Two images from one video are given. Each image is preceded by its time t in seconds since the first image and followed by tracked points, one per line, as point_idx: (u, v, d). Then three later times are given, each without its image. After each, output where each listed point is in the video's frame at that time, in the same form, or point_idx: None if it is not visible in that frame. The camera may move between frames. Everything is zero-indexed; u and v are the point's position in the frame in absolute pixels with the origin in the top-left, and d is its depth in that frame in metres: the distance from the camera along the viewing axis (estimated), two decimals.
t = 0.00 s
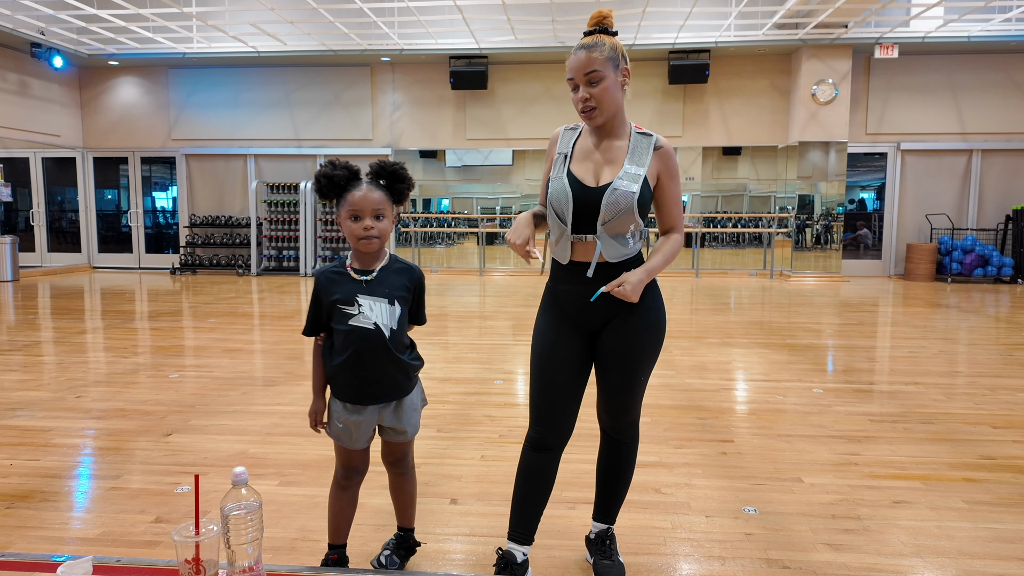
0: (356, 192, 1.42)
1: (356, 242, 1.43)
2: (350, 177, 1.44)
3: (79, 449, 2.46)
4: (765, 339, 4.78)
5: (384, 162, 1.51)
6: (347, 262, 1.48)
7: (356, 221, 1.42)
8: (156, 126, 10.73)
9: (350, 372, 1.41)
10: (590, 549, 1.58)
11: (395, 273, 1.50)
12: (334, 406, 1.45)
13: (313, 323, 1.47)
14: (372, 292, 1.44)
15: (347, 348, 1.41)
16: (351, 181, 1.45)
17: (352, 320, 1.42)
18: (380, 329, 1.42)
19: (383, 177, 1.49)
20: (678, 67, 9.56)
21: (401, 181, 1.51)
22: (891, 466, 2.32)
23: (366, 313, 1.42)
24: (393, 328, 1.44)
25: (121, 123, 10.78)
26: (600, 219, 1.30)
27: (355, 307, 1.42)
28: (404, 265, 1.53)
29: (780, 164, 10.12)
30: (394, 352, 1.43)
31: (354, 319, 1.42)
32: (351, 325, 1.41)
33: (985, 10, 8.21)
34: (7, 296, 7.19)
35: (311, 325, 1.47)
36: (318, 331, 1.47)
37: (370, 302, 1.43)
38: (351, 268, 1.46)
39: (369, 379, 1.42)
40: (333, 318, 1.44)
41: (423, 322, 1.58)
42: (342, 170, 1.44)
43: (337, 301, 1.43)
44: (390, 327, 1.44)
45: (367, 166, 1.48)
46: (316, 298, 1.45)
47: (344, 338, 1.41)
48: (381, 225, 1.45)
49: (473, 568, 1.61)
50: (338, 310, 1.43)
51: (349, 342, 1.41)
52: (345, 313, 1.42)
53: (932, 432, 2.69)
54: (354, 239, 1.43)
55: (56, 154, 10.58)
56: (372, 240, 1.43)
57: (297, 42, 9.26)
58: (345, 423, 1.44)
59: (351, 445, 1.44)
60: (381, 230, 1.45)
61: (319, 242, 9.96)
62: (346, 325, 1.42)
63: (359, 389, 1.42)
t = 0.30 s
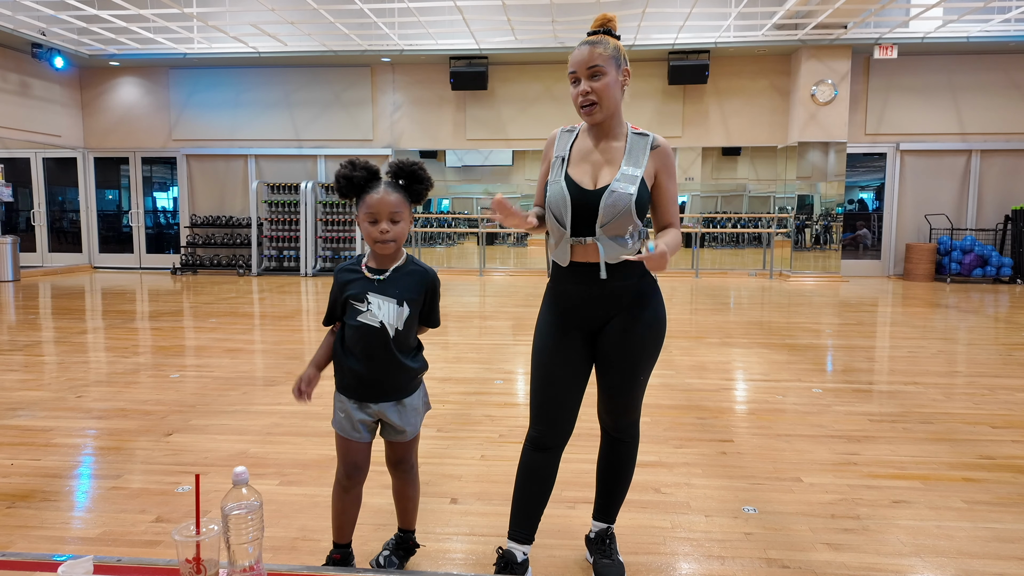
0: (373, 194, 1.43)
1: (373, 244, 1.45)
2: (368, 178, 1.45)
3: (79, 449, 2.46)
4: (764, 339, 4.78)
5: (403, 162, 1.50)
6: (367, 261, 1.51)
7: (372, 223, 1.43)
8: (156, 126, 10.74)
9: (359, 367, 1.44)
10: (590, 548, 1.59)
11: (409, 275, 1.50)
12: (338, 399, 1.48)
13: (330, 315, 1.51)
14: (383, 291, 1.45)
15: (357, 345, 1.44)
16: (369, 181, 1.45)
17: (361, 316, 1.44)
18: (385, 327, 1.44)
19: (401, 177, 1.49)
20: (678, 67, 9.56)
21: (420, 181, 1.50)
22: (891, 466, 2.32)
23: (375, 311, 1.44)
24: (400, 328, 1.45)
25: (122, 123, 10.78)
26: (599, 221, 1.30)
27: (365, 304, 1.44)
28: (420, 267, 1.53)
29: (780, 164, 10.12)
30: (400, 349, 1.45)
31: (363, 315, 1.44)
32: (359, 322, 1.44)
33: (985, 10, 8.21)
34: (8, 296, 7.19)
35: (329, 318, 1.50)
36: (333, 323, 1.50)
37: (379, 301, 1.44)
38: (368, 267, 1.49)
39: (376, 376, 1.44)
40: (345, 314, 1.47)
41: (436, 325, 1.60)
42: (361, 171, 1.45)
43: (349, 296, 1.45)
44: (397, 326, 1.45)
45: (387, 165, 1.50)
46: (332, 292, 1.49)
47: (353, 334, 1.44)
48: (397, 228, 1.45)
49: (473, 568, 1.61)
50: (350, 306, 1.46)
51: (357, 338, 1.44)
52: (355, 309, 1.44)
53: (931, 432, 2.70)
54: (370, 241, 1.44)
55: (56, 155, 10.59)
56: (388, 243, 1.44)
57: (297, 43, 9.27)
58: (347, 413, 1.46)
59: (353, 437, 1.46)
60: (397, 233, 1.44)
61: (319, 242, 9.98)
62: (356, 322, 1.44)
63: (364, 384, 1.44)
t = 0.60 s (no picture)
0: (386, 200, 1.42)
1: (380, 249, 1.45)
2: (384, 182, 1.45)
3: (79, 449, 2.46)
4: (764, 339, 4.78)
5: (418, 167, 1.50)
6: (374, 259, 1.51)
7: (381, 228, 1.43)
8: (156, 126, 10.74)
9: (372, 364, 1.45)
10: (590, 548, 1.59)
11: (416, 278, 1.51)
12: (342, 396, 1.48)
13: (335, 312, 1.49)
14: (394, 290, 1.47)
15: (365, 343, 1.44)
16: (384, 185, 1.45)
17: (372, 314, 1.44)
18: (396, 326, 1.45)
19: (415, 184, 1.49)
20: (678, 67, 9.56)
21: (433, 190, 1.51)
22: (891, 466, 2.32)
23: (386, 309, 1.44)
24: (408, 328, 1.47)
25: (122, 123, 10.78)
26: (592, 224, 1.30)
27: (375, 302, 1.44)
28: (430, 271, 1.54)
29: (780, 164, 10.11)
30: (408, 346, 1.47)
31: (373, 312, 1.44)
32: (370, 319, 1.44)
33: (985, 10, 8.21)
34: (8, 296, 7.19)
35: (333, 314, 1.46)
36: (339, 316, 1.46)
37: (391, 299, 1.45)
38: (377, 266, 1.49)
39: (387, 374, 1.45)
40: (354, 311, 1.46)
41: (438, 326, 1.61)
42: (377, 173, 1.46)
43: (360, 294, 1.45)
44: (406, 325, 1.47)
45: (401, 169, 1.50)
46: (339, 288, 1.48)
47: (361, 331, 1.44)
48: (405, 237, 1.44)
49: (473, 568, 1.62)
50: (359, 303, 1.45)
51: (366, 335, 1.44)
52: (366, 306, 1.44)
53: (931, 432, 2.70)
54: (377, 246, 1.44)
55: (56, 155, 10.60)
56: (393, 250, 1.44)
57: (297, 43, 9.27)
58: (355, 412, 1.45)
59: (355, 436, 1.45)
60: (405, 241, 1.44)
61: (319, 242, 9.99)
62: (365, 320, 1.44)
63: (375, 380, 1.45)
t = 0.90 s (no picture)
0: (385, 214, 1.40)
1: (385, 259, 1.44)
2: (379, 195, 1.42)
3: (78, 449, 2.46)
4: (765, 339, 4.78)
5: (410, 175, 1.47)
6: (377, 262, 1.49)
7: (383, 242, 1.41)
8: (156, 126, 10.74)
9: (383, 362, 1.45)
10: (590, 549, 1.58)
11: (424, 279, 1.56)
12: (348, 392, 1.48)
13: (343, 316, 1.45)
14: (408, 294, 1.50)
15: (381, 344, 1.45)
16: (380, 199, 1.42)
17: (390, 317, 1.46)
18: (415, 327, 1.49)
19: (410, 192, 1.46)
20: (678, 67, 9.56)
21: (427, 196, 1.48)
22: (891, 466, 2.32)
23: (404, 311, 1.48)
24: (421, 331, 1.52)
25: (122, 123, 10.78)
26: (598, 227, 1.29)
27: (393, 306, 1.46)
28: (431, 270, 1.59)
29: (780, 164, 10.11)
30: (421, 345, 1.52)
31: (393, 315, 1.46)
32: (389, 322, 1.45)
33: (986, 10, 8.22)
34: (7, 296, 7.19)
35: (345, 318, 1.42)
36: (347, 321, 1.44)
37: (407, 302, 1.49)
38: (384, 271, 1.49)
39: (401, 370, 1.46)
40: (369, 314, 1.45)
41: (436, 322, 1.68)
42: (372, 188, 1.41)
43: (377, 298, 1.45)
44: (421, 325, 1.51)
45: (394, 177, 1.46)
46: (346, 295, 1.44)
47: (379, 332, 1.45)
48: (407, 247, 1.42)
49: (473, 568, 1.61)
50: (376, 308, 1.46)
51: (385, 337, 1.45)
52: (385, 310, 1.45)
53: (931, 432, 2.70)
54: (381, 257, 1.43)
55: (56, 154, 10.59)
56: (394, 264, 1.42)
57: (297, 43, 9.27)
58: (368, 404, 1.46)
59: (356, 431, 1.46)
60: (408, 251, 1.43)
61: (319, 242, 9.99)
62: (384, 323, 1.45)
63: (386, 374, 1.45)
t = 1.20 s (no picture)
0: (393, 203, 1.50)
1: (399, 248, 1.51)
2: (384, 192, 1.53)
3: (78, 449, 2.46)
4: (765, 339, 4.78)
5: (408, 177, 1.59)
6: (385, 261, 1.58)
7: (396, 230, 1.50)
8: (156, 126, 10.74)
9: (384, 357, 1.53)
10: (590, 549, 1.58)
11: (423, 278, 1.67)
12: (353, 391, 1.56)
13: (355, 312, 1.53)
14: (415, 290, 1.61)
15: (391, 336, 1.54)
16: (384, 195, 1.53)
17: (401, 312, 1.55)
18: (420, 322, 1.59)
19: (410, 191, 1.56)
20: (678, 67, 9.57)
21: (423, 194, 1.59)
22: (891, 466, 2.32)
23: (412, 307, 1.58)
24: (425, 327, 1.63)
25: (121, 123, 10.78)
26: (596, 234, 1.30)
27: (404, 301, 1.56)
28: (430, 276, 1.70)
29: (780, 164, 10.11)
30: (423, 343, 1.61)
31: (402, 310, 1.56)
32: (399, 316, 1.55)
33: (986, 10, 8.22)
34: (7, 296, 7.19)
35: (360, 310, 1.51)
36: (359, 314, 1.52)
37: (414, 299, 1.59)
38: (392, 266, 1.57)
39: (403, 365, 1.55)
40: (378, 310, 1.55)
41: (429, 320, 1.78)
42: (379, 186, 1.53)
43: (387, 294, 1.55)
44: (424, 323, 1.62)
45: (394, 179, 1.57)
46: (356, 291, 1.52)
47: (389, 325, 1.54)
48: (417, 232, 1.52)
49: (473, 568, 1.61)
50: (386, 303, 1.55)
51: (394, 330, 1.54)
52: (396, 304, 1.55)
53: (931, 432, 2.69)
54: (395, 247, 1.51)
55: (56, 154, 10.59)
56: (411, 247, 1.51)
57: (298, 43, 9.27)
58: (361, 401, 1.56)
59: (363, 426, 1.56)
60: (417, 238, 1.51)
61: (319, 242, 9.99)
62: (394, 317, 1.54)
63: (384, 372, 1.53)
